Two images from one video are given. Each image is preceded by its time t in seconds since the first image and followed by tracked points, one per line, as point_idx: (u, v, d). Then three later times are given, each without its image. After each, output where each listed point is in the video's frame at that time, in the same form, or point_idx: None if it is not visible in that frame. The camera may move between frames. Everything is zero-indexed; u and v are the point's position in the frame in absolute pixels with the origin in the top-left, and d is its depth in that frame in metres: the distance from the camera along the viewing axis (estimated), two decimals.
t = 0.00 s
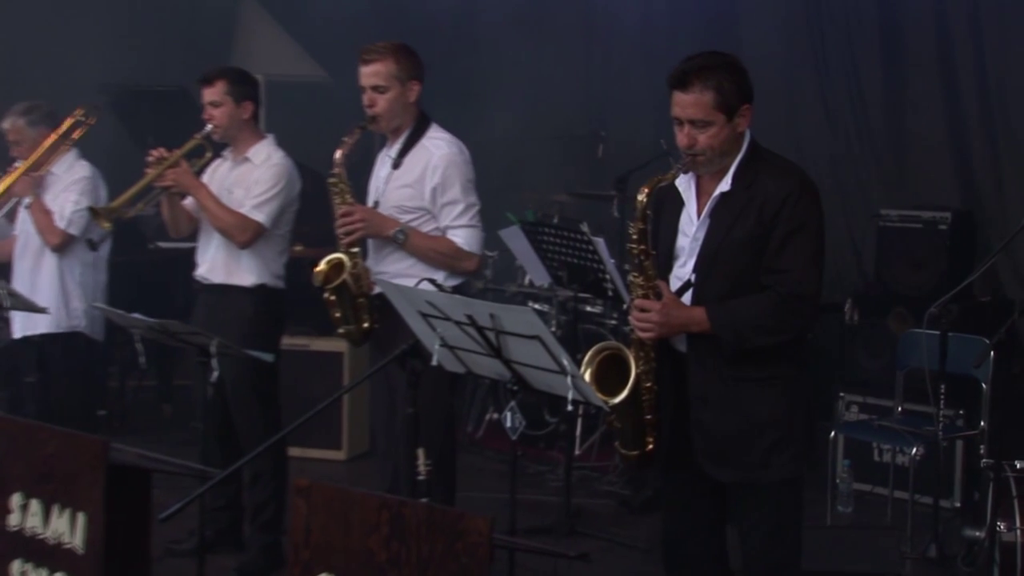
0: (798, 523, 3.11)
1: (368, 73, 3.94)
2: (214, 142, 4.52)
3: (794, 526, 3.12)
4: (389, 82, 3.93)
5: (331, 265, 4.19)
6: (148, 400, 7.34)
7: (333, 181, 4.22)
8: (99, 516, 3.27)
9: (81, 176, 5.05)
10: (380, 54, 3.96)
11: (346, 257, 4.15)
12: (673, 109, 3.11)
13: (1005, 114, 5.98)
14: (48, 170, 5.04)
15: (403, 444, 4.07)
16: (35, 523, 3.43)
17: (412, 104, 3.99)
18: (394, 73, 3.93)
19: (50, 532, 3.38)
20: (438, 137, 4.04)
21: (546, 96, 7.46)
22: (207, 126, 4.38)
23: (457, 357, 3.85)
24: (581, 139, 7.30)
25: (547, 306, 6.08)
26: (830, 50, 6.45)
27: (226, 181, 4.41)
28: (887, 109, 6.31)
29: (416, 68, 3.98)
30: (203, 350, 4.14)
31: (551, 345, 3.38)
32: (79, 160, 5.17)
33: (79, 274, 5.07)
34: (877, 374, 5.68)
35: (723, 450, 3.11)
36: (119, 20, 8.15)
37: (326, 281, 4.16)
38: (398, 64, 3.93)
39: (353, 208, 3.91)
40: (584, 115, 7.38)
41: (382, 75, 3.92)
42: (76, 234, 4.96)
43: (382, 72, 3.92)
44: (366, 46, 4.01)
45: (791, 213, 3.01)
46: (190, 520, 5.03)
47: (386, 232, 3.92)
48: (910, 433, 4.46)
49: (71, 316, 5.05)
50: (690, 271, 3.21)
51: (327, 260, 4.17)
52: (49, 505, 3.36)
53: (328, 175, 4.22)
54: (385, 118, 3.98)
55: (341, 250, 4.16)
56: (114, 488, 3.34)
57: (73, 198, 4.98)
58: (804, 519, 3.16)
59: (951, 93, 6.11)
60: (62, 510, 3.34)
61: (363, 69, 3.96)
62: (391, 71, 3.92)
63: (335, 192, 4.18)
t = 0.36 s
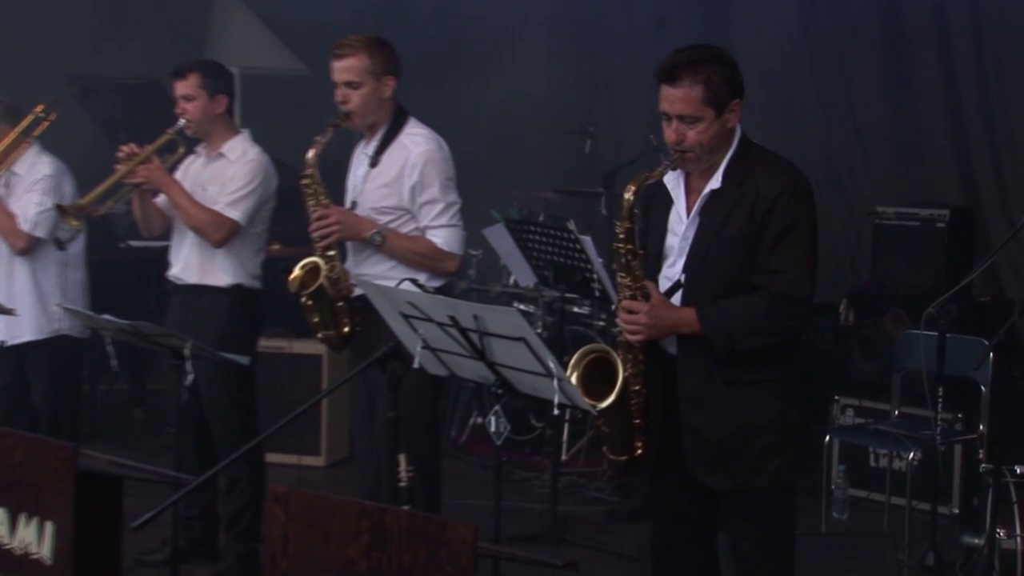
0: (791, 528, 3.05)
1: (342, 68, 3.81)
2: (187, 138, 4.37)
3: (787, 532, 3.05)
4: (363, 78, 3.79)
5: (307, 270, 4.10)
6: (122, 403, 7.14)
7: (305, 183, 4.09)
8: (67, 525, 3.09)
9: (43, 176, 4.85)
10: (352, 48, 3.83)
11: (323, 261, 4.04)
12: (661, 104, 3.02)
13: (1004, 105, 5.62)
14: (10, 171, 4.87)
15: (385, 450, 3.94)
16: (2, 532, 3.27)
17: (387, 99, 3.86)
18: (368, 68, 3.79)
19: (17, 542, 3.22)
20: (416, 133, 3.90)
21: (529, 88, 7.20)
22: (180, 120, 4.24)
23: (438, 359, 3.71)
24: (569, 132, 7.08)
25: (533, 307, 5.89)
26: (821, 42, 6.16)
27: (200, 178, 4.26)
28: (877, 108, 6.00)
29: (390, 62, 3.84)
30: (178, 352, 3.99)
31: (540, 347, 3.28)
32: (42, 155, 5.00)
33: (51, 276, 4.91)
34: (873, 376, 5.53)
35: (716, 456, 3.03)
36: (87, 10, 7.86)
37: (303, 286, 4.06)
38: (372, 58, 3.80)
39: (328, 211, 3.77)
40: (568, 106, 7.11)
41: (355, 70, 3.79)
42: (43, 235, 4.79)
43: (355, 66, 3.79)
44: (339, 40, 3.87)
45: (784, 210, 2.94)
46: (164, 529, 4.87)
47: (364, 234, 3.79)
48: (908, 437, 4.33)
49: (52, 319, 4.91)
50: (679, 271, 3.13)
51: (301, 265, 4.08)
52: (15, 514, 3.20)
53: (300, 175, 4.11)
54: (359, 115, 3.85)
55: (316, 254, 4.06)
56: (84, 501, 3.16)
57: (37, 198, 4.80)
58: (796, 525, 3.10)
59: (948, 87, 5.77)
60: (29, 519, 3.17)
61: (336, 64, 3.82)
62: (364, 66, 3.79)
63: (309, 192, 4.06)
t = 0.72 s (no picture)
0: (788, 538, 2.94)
1: (305, 70, 3.66)
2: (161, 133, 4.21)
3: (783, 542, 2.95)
4: (327, 79, 3.65)
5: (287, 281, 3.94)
6: (92, 408, 6.88)
7: (280, 194, 3.95)
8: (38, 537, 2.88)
9: (11, 166, 4.66)
10: (314, 48, 3.67)
11: (303, 271, 3.88)
12: (649, 100, 2.95)
13: (1010, 100, 5.48)
14: None
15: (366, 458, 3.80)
16: None
17: (356, 97, 3.71)
18: (332, 67, 3.64)
19: None
20: (390, 131, 3.73)
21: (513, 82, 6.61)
22: (155, 115, 4.09)
23: (423, 362, 3.56)
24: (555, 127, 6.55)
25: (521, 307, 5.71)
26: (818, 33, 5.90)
27: (174, 175, 4.11)
28: (876, 102, 5.81)
29: (357, 59, 3.69)
30: (153, 354, 3.84)
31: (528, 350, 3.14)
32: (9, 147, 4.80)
33: (16, 272, 4.72)
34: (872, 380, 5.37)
35: (711, 461, 2.91)
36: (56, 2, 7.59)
37: (287, 300, 3.90)
38: (335, 57, 3.65)
39: (305, 220, 3.66)
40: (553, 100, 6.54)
41: (320, 70, 3.64)
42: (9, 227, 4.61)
43: (319, 66, 3.64)
44: (299, 41, 3.72)
45: (777, 207, 2.85)
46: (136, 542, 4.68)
47: (344, 240, 3.64)
48: (909, 442, 4.19)
49: (13, 317, 4.68)
50: (671, 272, 3.04)
51: (282, 278, 3.93)
52: None
53: (276, 185, 3.95)
54: (328, 117, 3.70)
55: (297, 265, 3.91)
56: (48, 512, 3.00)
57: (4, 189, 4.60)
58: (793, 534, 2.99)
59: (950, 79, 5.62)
60: None
61: (298, 68, 3.67)
62: (328, 66, 3.64)
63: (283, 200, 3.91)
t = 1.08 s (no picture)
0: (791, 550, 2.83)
1: (287, 59, 3.52)
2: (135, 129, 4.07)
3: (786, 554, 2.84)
4: (310, 69, 3.51)
5: (266, 280, 3.80)
6: (66, 413, 6.67)
7: (257, 187, 3.82)
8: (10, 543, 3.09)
9: None
10: (298, 37, 3.54)
11: (280, 269, 3.73)
12: (642, 93, 2.84)
13: None
14: None
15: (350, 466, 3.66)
16: None
17: (339, 90, 3.57)
18: (315, 58, 3.51)
19: None
20: (374, 125, 3.59)
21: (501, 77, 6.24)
22: (129, 109, 3.95)
23: (410, 366, 3.42)
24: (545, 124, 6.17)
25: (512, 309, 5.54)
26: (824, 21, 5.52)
27: (150, 171, 3.96)
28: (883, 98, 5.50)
29: (341, 50, 3.56)
30: (127, 358, 3.67)
31: (518, 353, 2.99)
32: None
33: None
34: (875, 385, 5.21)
35: (710, 471, 2.81)
36: None
37: (263, 299, 3.76)
38: (318, 48, 3.51)
39: (284, 216, 3.50)
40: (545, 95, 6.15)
41: (302, 60, 3.50)
42: None
43: (302, 57, 3.50)
44: (281, 30, 3.58)
45: (773, 204, 2.74)
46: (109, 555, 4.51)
47: (325, 237, 3.49)
48: (911, 449, 4.05)
49: None
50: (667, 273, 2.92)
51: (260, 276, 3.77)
52: None
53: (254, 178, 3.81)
54: (310, 109, 3.56)
55: (274, 260, 3.74)
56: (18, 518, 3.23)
57: None
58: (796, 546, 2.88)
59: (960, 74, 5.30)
60: None
61: (280, 56, 3.54)
62: (311, 56, 3.50)
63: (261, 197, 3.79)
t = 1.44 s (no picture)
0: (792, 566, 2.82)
1: (274, 54, 3.39)
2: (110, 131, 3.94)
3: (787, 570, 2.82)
4: (298, 66, 3.38)
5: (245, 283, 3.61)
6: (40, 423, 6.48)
7: (241, 185, 3.66)
8: None
9: None
10: (286, 33, 3.41)
11: (263, 272, 3.58)
12: (638, 97, 2.82)
13: None
14: None
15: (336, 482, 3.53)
16: None
17: (327, 88, 3.44)
18: (304, 54, 3.38)
19: None
20: (362, 125, 3.45)
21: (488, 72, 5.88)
22: (103, 110, 3.83)
23: (397, 378, 3.28)
24: (538, 124, 5.85)
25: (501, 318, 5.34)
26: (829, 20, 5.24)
27: (126, 175, 3.82)
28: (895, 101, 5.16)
29: (330, 46, 3.43)
30: (104, 369, 3.52)
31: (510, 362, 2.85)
32: None
33: None
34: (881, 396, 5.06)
35: (712, 488, 2.80)
36: None
37: (244, 303, 3.59)
38: (308, 43, 3.39)
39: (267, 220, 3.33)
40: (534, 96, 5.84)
41: (290, 56, 3.37)
42: None
43: (290, 52, 3.37)
44: (269, 24, 3.45)
45: (772, 212, 2.73)
46: None
47: (308, 245, 3.34)
48: (918, 462, 3.89)
49: None
50: (664, 280, 2.92)
51: (240, 279, 3.61)
52: None
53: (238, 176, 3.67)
54: (297, 106, 3.42)
55: (255, 263, 3.59)
56: None
57: None
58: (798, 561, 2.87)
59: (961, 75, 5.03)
60: None
61: (268, 52, 3.40)
62: (300, 52, 3.37)
63: (247, 197, 3.64)
